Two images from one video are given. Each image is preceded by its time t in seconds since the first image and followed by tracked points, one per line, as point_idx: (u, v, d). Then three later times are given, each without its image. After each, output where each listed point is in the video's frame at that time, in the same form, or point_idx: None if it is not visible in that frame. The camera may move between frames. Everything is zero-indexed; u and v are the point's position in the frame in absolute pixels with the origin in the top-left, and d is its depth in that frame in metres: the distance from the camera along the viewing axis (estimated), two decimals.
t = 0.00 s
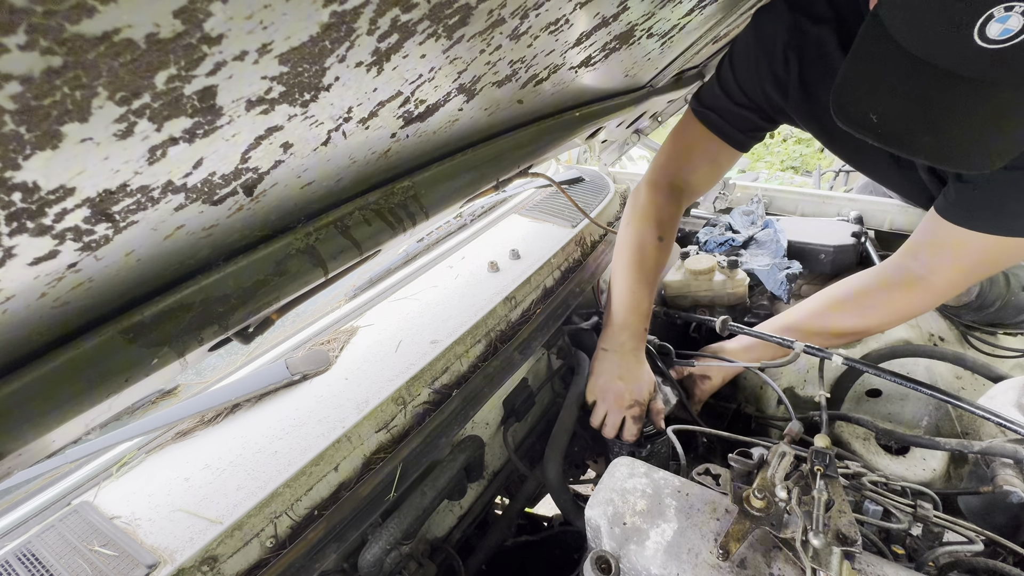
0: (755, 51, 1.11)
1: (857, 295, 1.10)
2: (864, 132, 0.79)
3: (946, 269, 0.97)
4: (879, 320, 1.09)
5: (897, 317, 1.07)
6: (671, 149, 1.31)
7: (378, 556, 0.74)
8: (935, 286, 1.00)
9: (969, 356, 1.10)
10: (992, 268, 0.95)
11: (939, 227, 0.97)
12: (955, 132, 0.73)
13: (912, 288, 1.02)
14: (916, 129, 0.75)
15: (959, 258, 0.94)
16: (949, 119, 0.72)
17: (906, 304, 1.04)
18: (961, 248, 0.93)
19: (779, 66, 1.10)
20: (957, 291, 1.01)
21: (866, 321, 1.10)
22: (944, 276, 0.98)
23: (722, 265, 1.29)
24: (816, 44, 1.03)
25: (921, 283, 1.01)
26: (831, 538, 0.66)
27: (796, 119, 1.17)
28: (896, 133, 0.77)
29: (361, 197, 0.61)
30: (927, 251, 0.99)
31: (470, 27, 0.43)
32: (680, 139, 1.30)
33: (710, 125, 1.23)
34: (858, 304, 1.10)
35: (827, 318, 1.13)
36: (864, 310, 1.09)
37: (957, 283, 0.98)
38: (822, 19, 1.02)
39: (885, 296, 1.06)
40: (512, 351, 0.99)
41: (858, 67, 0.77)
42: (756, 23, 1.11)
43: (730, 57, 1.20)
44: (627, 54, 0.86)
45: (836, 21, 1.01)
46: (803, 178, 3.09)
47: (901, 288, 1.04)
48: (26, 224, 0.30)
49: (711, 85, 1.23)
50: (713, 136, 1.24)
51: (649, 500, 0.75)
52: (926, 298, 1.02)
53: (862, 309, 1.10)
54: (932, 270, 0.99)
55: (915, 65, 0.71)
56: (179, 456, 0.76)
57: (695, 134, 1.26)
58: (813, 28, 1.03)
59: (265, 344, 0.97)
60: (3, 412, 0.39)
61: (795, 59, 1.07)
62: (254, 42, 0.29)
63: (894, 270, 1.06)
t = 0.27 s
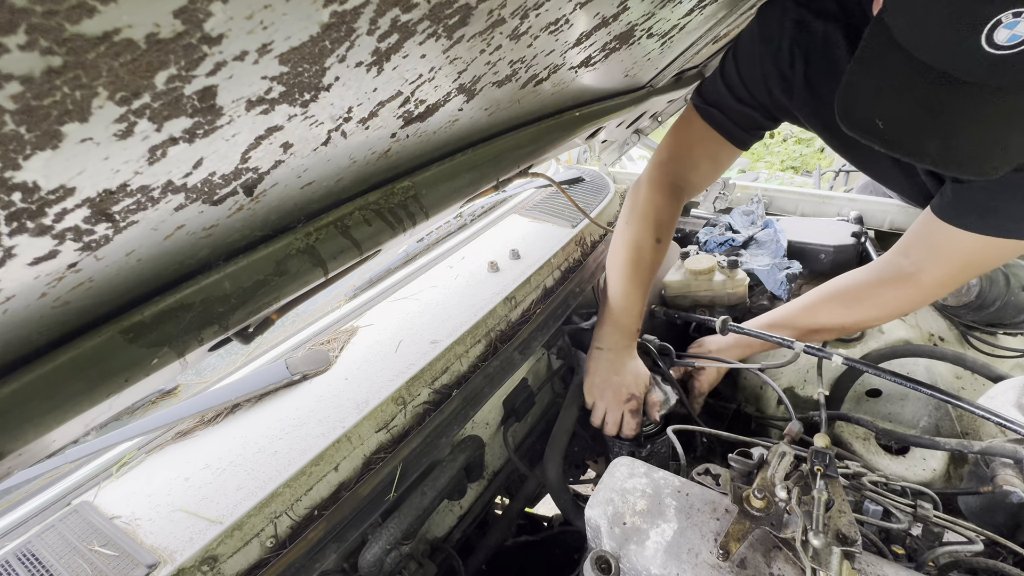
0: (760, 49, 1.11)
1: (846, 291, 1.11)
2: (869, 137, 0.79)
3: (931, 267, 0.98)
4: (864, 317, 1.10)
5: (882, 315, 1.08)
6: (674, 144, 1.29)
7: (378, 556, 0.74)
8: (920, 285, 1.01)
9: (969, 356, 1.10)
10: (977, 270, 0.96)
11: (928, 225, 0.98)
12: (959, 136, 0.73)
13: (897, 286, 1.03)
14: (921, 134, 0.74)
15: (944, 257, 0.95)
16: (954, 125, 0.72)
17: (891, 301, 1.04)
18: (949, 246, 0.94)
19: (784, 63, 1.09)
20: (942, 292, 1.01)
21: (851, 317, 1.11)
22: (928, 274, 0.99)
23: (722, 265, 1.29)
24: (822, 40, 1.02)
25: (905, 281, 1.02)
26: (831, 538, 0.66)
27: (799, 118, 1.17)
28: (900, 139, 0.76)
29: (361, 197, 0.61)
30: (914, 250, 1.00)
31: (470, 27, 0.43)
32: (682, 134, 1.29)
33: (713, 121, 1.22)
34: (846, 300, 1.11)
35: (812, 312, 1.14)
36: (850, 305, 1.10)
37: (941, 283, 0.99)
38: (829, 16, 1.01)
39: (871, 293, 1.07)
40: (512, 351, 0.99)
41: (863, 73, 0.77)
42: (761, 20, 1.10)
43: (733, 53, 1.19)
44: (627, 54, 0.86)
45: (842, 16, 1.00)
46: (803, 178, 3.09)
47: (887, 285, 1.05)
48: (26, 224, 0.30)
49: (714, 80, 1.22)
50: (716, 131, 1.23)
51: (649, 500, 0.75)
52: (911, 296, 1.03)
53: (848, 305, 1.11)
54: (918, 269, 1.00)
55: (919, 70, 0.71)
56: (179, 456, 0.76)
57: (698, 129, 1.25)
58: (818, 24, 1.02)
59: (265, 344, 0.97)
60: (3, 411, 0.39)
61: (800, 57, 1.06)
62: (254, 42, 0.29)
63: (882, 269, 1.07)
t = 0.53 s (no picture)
0: (760, 51, 1.10)
1: (842, 288, 1.11)
2: (879, 143, 0.79)
3: (927, 266, 0.98)
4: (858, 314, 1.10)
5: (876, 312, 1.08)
6: (676, 146, 1.29)
7: (378, 556, 0.74)
8: (915, 282, 1.01)
9: (969, 356, 1.10)
10: (972, 270, 0.96)
11: (926, 223, 0.98)
12: (968, 141, 0.73)
13: (893, 284, 1.04)
14: (932, 139, 0.74)
15: (941, 255, 0.96)
16: (964, 130, 0.72)
17: (886, 298, 1.05)
18: (945, 245, 0.94)
19: (786, 64, 1.08)
20: (938, 291, 1.02)
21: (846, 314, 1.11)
22: (924, 272, 0.99)
23: (722, 265, 1.29)
24: (825, 40, 1.02)
25: (901, 279, 1.03)
26: (831, 538, 0.66)
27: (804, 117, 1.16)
28: (912, 145, 0.76)
29: (361, 197, 0.61)
30: (911, 249, 1.01)
31: (470, 28, 0.43)
32: (684, 136, 1.28)
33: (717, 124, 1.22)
34: (841, 296, 1.11)
35: (807, 308, 1.14)
36: (845, 301, 1.11)
37: (937, 282, 0.99)
38: (833, 14, 1.00)
39: (867, 289, 1.07)
40: (512, 351, 0.99)
41: (870, 79, 0.77)
42: (761, 20, 1.10)
43: (735, 54, 1.19)
44: (626, 54, 0.86)
45: (845, 15, 0.99)
46: (803, 178, 3.09)
47: (883, 282, 1.05)
48: (27, 224, 0.30)
49: (716, 80, 1.22)
50: (719, 133, 1.22)
51: (649, 500, 0.75)
52: (906, 294, 1.03)
53: (843, 300, 1.11)
54: (914, 267, 1.00)
55: (929, 74, 0.71)
56: (179, 455, 0.76)
57: (700, 131, 1.25)
58: (821, 23, 1.01)
59: (265, 343, 0.97)
60: (3, 411, 0.39)
61: (802, 58, 1.05)
62: (255, 42, 0.29)
63: (878, 266, 1.07)
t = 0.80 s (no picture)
0: (759, 54, 1.11)
1: (844, 292, 1.11)
2: (887, 151, 0.79)
3: (929, 269, 0.99)
4: (861, 318, 1.10)
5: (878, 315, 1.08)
6: (680, 154, 1.32)
7: (378, 556, 0.74)
8: (917, 286, 1.02)
9: (969, 356, 1.10)
10: (972, 273, 0.97)
11: (927, 226, 0.99)
12: (976, 150, 0.72)
13: (895, 287, 1.04)
14: (942, 148, 0.74)
15: (944, 259, 0.96)
16: (973, 139, 0.72)
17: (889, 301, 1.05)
18: (947, 247, 0.95)
19: (787, 68, 1.08)
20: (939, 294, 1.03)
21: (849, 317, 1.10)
22: (926, 276, 1.00)
23: (722, 265, 1.30)
24: (825, 44, 1.00)
25: (903, 283, 1.03)
26: (831, 537, 0.66)
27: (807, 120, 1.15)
28: (921, 155, 0.76)
29: (361, 197, 0.61)
30: (913, 252, 1.01)
31: (471, 28, 0.43)
32: (687, 144, 1.30)
33: (719, 129, 1.23)
34: (844, 300, 1.11)
35: (810, 311, 1.13)
36: (848, 305, 1.10)
37: (938, 285, 1.00)
38: (834, 17, 0.99)
39: (869, 293, 1.08)
40: (512, 351, 0.99)
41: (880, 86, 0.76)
42: (762, 22, 1.11)
43: (735, 60, 1.20)
44: (626, 54, 0.86)
45: (845, 18, 0.98)
46: (803, 178, 3.08)
47: (885, 286, 1.06)
48: (27, 224, 0.30)
49: (718, 86, 1.23)
50: (721, 139, 1.24)
51: (649, 500, 0.75)
52: (908, 297, 1.04)
53: (846, 305, 1.11)
54: (916, 271, 1.01)
55: (938, 82, 0.71)
56: (179, 455, 0.76)
57: (701, 138, 1.27)
58: (821, 27, 1.00)
59: (265, 343, 0.97)
60: (3, 411, 0.39)
61: (802, 60, 1.04)
62: (255, 42, 0.29)
63: (879, 270, 1.08)
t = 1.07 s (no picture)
0: (754, 56, 1.11)
1: (841, 291, 1.11)
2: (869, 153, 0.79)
3: (925, 268, 0.99)
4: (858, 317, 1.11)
5: (876, 314, 1.08)
6: (682, 156, 1.32)
7: (378, 556, 0.74)
8: (914, 285, 1.02)
9: (970, 357, 1.10)
10: (969, 272, 0.97)
11: (923, 225, 0.98)
12: (956, 153, 0.73)
13: (891, 287, 1.04)
14: (923, 151, 0.74)
15: (939, 258, 0.96)
16: (953, 142, 0.72)
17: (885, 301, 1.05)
18: (942, 247, 0.95)
19: (781, 69, 1.07)
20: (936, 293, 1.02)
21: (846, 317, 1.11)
22: (922, 275, 1.00)
23: (722, 266, 1.30)
24: (819, 44, 1.00)
25: (899, 282, 1.03)
26: (831, 537, 0.66)
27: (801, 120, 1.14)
28: (901, 156, 0.76)
29: (361, 197, 0.61)
30: (909, 252, 1.01)
31: (471, 28, 0.43)
32: (688, 146, 1.31)
33: (717, 130, 1.23)
34: (840, 300, 1.11)
35: (807, 311, 1.14)
36: (845, 305, 1.11)
37: (934, 284, 1.00)
38: (826, 18, 0.98)
39: (866, 293, 1.08)
40: (512, 351, 0.99)
41: (861, 89, 0.77)
42: (757, 26, 1.11)
43: (732, 63, 1.20)
44: (626, 54, 0.86)
45: (838, 18, 0.97)
46: (803, 178, 3.08)
47: (881, 285, 1.06)
48: (29, 224, 0.31)
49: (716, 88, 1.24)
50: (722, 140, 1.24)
51: (649, 500, 0.75)
52: (903, 296, 1.04)
53: (843, 304, 1.11)
54: (912, 270, 1.01)
55: (914, 85, 0.71)
56: (180, 455, 0.76)
57: (702, 140, 1.27)
58: (814, 27, 1.00)
59: (265, 344, 0.97)
60: (4, 411, 0.39)
61: (795, 61, 1.04)
62: (256, 42, 0.29)
63: (876, 269, 1.08)
